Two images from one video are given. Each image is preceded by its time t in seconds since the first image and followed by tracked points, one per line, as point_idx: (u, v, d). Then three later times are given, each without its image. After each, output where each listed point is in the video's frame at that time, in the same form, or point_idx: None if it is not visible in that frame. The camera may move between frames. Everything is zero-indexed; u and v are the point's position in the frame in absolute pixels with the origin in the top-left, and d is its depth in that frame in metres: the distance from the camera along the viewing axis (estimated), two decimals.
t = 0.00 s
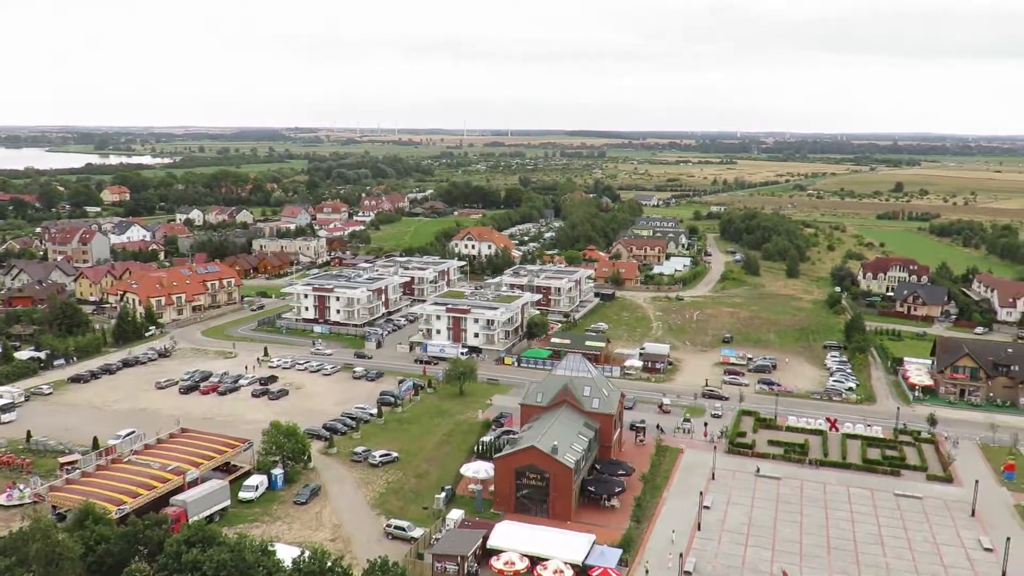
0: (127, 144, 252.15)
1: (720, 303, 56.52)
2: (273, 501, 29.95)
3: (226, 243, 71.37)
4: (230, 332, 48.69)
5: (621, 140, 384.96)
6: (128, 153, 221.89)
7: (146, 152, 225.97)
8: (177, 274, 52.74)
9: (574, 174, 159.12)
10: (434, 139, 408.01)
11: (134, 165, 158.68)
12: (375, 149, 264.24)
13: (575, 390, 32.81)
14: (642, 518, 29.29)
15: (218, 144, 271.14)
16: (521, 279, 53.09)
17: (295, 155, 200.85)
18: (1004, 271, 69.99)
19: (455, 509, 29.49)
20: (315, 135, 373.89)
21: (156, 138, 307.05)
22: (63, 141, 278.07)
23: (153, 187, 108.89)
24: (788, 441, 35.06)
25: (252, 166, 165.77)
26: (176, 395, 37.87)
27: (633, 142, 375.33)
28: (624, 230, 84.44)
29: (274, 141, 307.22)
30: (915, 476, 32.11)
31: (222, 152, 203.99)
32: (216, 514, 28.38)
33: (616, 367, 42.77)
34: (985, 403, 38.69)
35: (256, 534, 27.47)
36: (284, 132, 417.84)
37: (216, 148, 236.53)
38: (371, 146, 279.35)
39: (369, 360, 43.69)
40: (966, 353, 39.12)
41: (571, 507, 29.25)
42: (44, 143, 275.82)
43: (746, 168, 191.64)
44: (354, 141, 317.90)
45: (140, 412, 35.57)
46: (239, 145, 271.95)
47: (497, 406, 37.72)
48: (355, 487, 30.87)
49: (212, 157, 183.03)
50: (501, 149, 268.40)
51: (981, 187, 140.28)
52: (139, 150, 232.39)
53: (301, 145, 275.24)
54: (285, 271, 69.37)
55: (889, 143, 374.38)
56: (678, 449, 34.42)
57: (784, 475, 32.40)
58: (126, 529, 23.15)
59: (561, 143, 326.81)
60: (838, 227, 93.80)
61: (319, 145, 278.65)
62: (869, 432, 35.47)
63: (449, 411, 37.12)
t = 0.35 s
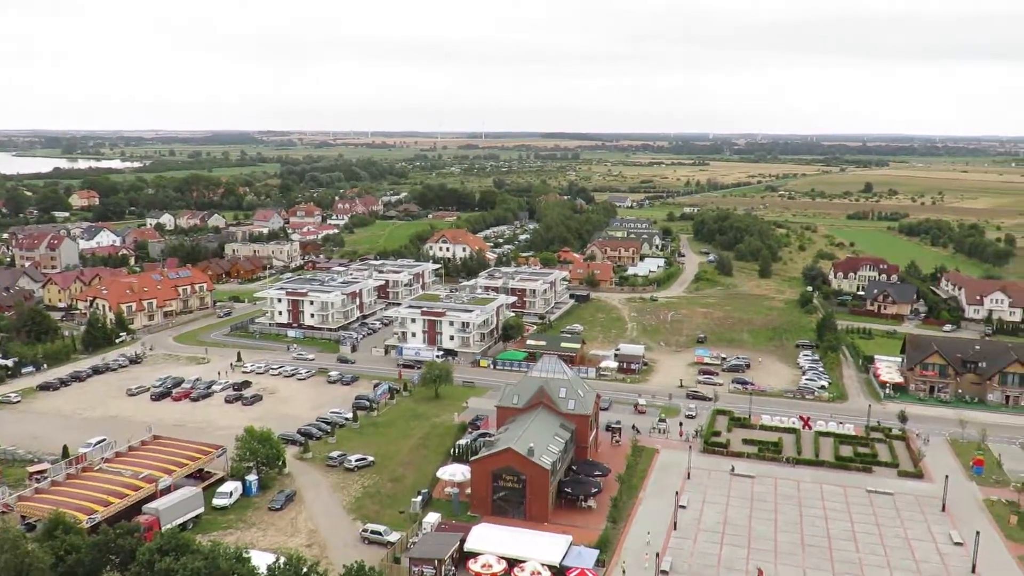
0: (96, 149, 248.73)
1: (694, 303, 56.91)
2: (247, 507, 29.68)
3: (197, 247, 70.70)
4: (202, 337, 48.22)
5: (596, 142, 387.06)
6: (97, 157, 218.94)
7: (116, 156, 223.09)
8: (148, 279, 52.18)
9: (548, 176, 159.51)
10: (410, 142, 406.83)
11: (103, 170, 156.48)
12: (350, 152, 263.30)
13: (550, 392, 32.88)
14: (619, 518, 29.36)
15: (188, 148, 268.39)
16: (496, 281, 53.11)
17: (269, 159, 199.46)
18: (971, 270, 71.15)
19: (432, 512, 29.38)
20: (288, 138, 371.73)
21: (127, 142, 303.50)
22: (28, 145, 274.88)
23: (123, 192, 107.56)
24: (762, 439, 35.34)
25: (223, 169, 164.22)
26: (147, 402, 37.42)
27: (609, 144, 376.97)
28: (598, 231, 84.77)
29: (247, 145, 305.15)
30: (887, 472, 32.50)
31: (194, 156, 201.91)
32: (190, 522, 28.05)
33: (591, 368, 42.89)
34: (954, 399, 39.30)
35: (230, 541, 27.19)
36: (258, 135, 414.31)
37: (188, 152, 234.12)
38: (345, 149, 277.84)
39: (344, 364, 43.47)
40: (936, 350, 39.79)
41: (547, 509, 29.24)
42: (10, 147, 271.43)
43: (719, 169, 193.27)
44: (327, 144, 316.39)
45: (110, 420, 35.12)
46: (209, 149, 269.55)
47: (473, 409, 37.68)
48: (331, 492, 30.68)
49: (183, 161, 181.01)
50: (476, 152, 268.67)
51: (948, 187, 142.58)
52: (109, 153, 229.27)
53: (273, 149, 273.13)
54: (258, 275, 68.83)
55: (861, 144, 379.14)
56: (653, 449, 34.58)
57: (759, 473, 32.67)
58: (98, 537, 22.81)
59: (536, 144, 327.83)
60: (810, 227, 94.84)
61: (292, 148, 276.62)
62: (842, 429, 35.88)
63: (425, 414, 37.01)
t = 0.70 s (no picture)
0: (62, 152, 244.64)
1: (666, 303, 57.29)
2: (220, 513, 29.35)
3: (167, 251, 69.91)
4: (173, 342, 47.67)
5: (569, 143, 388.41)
6: (62, 160, 215.38)
7: (82, 159, 219.59)
8: (116, 284, 51.50)
9: (521, 177, 159.76)
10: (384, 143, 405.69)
11: (68, 173, 153.98)
12: (322, 155, 261.80)
13: (525, 392, 32.94)
14: (594, 517, 29.45)
15: (157, 151, 264.80)
16: (469, 283, 53.10)
17: (240, 162, 197.60)
18: (937, 267, 72.34)
19: (407, 515, 29.26)
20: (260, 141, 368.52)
21: (94, 145, 299.00)
22: None
23: (89, 196, 105.97)
24: (735, 437, 35.67)
25: (193, 172, 162.46)
26: (116, 408, 36.89)
27: (584, 145, 377.89)
28: (571, 232, 85.07)
29: (216, 148, 301.42)
30: (857, 467, 32.94)
31: (162, 159, 199.41)
32: (162, 529, 27.68)
33: (566, 368, 43.01)
34: (922, 395, 39.93)
35: (203, 548, 26.87)
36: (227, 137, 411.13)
37: (156, 155, 231.13)
38: (316, 151, 276.00)
39: (317, 368, 43.20)
40: (904, 347, 40.33)
41: (523, 510, 29.25)
42: None
43: (691, 169, 194.76)
44: (299, 147, 314.07)
45: (77, 427, 34.59)
46: (178, 152, 266.23)
47: (448, 411, 37.63)
48: (305, 497, 30.45)
49: (150, 164, 178.64)
50: (449, 153, 268.42)
51: (914, 186, 144.90)
52: (75, 157, 225.54)
53: (244, 151, 270.44)
54: (229, 279, 68.19)
55: (831, 143, 383.86)
56: (628, 448, 34.75)
57: (732, 470, 32.95)
58: (67, 547, 22.43)
59: (509, 146, 327.94)
60: (780, 226, 95.84)
61: (263, 151, 274.18)
62: (814, 426, 36.29)
63: (400, 417, 36.89)
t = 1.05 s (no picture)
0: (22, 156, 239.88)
1: (636, 302, 57.63)
2: (189, 520, 28.95)
3: (131, 256, 68.95)
4: (138, 348, 47.03)
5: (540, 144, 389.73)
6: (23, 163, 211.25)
7: (43, 162, 215.53)
8: (80, 289, 50.70)
9: (490, 178, 159.88)
10: (355, 145, 402.66)
11: (28, 176, 150.86)
12: (291, 157, 259.65)
13: (496, 394, 32.97)
14: (567, 517, 29.52)
15: (121, 154, 260.92)
16: (440, 284, 53.03)
17: (207, 165, 195.18)
18: (900, 265, 73.61)
19: (379, 518, 29.10)
20: (228, 143, 364.67)
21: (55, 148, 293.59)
22: None
23: (51, 200, 104.06)
24: (705, 435, 35.98)
25: (157, 176, 160.30)
26: (80, 416, 36.29)
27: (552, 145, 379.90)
28: (541, 233, 85.27)
29: (182, 150, 298.15)
30: (825, 463, 33.37)
31: (127, 162, 196.25)
32: (129, 537, 27.24)
33: (537, 369, 43.09)
34: (887, 390, 40.59)
35: (172, 555, 26.49)
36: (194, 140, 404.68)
37: (120, 158, 227.62)
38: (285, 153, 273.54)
39: (287, 372, 42.89)
40: (869, 343, 40.95)
41: (495, 511, 29.22)
42: None
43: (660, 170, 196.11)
44: (266, 149, 311.21)
45: (40, 436, 33.96)
46: (142, 154, 262.56)
47: (420, 413, 37.53)
48: (276, 502, 30.17)
49: (114, 167, 175.82)
50: (419, 155, 267.78)
51: (877, 185, 147.42)
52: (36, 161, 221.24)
53: (210, 154, 267.38)
54: (196, 283, 67.43)
55: (788, 144, 390.81)
56: (600, 447, 34.88)
57: (703, 468, 33.22)
58: (31, 558, 21.99)
59: (479, 146, 327.82)
60: (746, 225, 96.88)
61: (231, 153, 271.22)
62: (782, 423, 36.72)
63: (370, 420, 36.71)
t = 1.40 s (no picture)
0: None
1: (610, 303, 57.90)
2: (159, 526, 28.58)
3: (99, 258, 68.03)
4: (107, 351, 46.42)
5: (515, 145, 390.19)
6: None
7: (8, 163, 211.48)
8: (46, 292, 49.96)
9: (463, 179, 159.89)
10: (328, 146, 400.39)
11: None
12: (263, 158, 257.58)
13: (470, 395, 32.97)
14: (542, 517, 29.55)
15: (89, 155, 257.10)
16: (413, 286, 52.91)
17: (176, 166, 192.83)
18: (868, 264, 74.64)
19: (353, 521, 28.93)
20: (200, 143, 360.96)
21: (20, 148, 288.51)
22: None
23: (16, 201, 102.32)
24: (678, 434, 36.22)
25: (125, 177, 158.25)
26: (46, 421, 35.70)
27: (526, 146, 380.79)
28: (514, 233, 85.38)
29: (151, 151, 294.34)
30: (797, 460, 33.73)
31: (95, 163, 193.32)
32: (98, 544, 26.80)
33: (511, 370, 43.11)
34: (857, 388, 41.14)
35: (142, 561, 26.10)
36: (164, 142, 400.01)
37: (87, 159, 224.28)
38: (256, 155, 271.29)
39: (258, 374, 42.54)
40: (839, 342, 41.44)
41: (470, 512, 29.16)
42: None
43: (634, 170, 197.19)
44: (238, 149, 308.31)
45: (5, 442, 33.36)
46: (111, 155, 258.96)
47: (393, 415, 37.41)
48: (248, 506, 29.86)
49: (80, 168, 173.09)
50: (394, 156, 266.99)
51: (845, 185, 149.49)
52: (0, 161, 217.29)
53: (181, 155, 264.47)
54: (166, 285, 66.69)
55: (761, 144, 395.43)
56: (574, 447, 34.99)
57: (676, 466, 33.45)
58: None
59: (452, 147, 327.60)
60: (718, 225, 97.68)
61: (201, 154, 268.55)
62: (753, 421, 37.06)
63: (344, 422, 36.53)
